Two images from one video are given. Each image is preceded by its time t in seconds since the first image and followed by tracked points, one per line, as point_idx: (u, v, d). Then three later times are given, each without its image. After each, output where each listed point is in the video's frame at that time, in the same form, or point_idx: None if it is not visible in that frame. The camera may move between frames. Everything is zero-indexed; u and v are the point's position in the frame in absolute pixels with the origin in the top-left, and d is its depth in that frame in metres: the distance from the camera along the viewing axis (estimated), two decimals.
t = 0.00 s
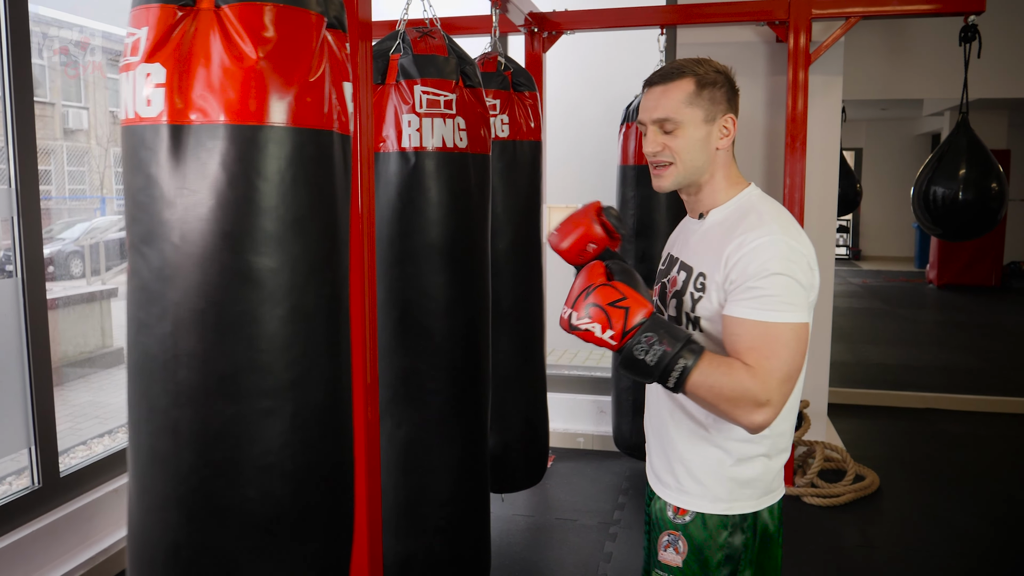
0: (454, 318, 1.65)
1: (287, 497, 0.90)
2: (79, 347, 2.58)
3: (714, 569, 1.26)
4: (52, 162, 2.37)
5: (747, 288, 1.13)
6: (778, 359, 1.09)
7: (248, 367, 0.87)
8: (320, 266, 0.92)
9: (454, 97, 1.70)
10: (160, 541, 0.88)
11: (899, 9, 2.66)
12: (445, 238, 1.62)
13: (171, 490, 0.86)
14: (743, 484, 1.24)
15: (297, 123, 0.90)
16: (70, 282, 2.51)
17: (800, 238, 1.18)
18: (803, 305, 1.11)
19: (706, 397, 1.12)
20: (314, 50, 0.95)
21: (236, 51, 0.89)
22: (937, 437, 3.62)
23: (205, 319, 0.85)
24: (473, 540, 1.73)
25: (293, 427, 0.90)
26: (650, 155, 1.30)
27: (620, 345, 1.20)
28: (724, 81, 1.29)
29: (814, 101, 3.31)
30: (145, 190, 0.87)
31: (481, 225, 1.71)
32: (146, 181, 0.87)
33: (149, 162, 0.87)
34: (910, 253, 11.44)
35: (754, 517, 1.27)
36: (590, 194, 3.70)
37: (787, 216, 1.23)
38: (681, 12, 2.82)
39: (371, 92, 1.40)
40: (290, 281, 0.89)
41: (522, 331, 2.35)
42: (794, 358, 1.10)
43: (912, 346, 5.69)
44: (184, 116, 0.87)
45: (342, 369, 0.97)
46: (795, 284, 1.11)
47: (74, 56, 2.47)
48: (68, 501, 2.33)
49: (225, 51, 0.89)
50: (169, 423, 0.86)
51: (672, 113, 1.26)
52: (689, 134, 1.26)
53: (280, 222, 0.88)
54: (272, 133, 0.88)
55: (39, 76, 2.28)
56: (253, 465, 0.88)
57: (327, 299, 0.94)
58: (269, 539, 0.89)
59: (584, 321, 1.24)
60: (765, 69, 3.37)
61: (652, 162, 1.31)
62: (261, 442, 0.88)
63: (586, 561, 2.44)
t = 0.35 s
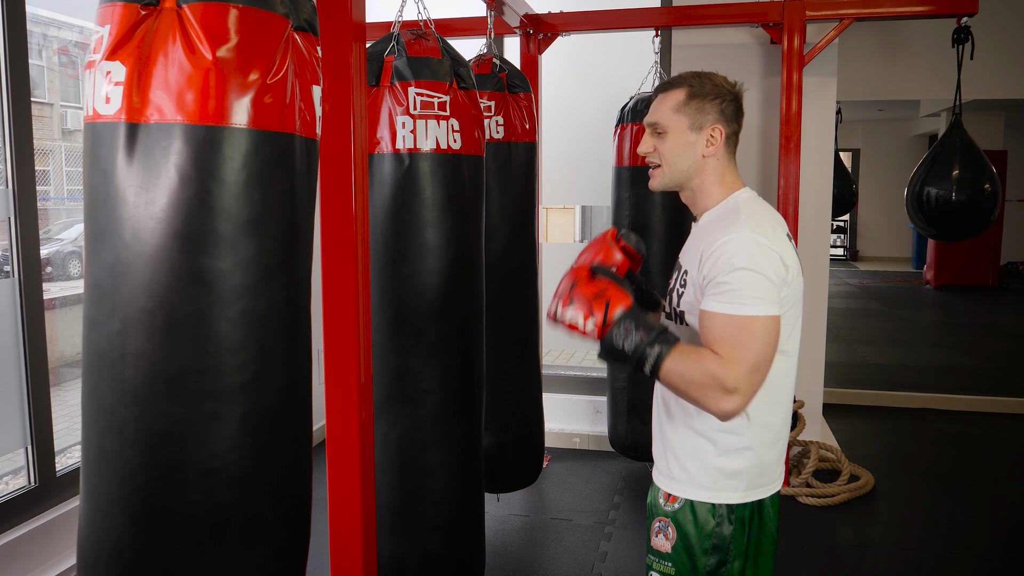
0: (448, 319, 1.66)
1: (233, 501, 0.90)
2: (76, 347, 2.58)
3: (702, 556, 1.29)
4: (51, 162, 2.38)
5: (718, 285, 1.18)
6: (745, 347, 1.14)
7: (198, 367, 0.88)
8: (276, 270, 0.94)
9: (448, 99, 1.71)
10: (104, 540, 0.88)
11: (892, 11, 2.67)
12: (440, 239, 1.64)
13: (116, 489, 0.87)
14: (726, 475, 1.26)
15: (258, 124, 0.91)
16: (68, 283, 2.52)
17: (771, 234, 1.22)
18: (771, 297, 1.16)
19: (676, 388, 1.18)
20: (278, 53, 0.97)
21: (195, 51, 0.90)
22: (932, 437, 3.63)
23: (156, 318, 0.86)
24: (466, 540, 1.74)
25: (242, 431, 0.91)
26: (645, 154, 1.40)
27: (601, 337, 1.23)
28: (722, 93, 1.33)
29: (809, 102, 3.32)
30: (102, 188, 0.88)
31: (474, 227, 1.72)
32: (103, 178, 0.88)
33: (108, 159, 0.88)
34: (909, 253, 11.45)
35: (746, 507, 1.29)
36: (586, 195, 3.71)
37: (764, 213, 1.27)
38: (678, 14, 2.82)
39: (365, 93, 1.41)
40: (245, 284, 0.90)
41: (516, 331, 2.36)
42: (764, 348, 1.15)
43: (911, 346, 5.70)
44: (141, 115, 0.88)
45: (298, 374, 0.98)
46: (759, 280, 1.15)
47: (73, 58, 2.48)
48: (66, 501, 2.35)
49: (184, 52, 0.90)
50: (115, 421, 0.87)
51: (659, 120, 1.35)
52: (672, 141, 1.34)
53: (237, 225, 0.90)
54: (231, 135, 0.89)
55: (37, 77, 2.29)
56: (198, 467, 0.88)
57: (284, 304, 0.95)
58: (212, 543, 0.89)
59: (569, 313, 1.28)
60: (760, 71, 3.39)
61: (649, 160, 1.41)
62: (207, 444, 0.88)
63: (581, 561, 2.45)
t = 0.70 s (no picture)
0: (447, 320, 1.66)
1: (231, 502, 0.90)
2: (77, 348, 2.59)
3: (699, 550, 1.30)
4: (52, 164, 2.39)
5: (733, 270, 1.23)
6: (744, 332, 1.19)
7: (200, 368, 0.88)
8: (279, 272, 0.94)
9: (449, 101, 1.72)
10: (106, 537, 0.89)
11: (892, 15, 2.67)
12: (439, 241, 1.64)
13: (117, 487, 0.88)
14: (726, 465, 1.27)
15: (261, 126, 0.92)
16: (69, 284, 2.52)
17: (796, 240, 1.28)
18: (780, 292, 1.21)
19: (665, 356, 1.22)
20: (281, 54, 0.97)
21: (198, 53, 0.91)
22: (931, 440, 3.63)
23: (158, 318, 0.86)
24: (465, 541, 1.74)
25: (244, 432, 0.91)
26: (660, 164, 1.45)
27: (610, 292, 1.26)
28: (730, 102, 1.37)
29: (809, 105, 3.33)
30: (108, 188, 0.89)
31: (474, 228, 1.72)
32: (109, 179, 0.89)
33: (113, 159, 0.89)
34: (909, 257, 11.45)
35: (745, 500, 1.29)
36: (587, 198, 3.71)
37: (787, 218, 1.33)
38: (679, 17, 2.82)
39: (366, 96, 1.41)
40: (249, 285, 0.91)
41: (515, 333, 2.37)
42: (758, 339, 1.20)
43: (911, 350, 5.70)
44: (145, 117, 0.88)
45: (302, 376, 0.98)
46: (772, 275, 1.21)
47: (75, 60, 2.49)
48: (65, 502, 2.35)
49: (187, 54, 0.90)
50: (117, 421, 0.87)
51: (672, 131, 1.40)
52: (685, 150, 1.39)
53: (241, 226, 0.90)
54: (235, 137, 0.90)
55: (38, 78, 2.29)
56: (198, 466, 0.88)
57: (288, 305, 0.95)
58: (209, 544, 0.89)
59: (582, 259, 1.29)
60: (760, 74, 3.40)
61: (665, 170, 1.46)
62: (208, 444, 0.88)
63: (580, 563, 2.46)
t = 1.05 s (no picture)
0: (446, 323, 1.66)
1: (267, 502, 0.92)
2: (76, 351, 2.59)
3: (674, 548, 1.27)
4: (52, 166, 2.39)
5: (739, 276, 1.20)
6: (775, 332, 1.15)
7: (227, 371, 0.90)
8: (303, 273, 0.95)
9: (450, 106, 1.72)
10: (150, 539, 0.92)
11: (893, 20, 2.68)
12: (440, 244, 1.64)
13: (155, 490, 0.91)
14: (710, 466, 1.26)
15: (278, 129, 0.93)
16: (68, 286, 2.52)
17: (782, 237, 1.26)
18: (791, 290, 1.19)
19: (710, 375, 1.14)
20: (292, 55, 0.98)
21: (209, 62, 0.92)
22: (931, 445, 3.64)
23: (183, 324, 0.88)
24: (466, 545, 1.74)
25: (274, 432, 0.93)
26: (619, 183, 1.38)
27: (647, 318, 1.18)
28: (681, 116, 1.35)
29: (809, 110, 3.33)
30: (133, 199, 0.91)
31: (475, 231, 1.73)
32: (133, 190, 0.91)
33: (135, 170, 0.92)
34: (909, 262, 11.45)
35: (722, 500, 1.28)
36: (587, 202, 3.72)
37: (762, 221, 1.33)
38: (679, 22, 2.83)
39: (367, 100, 1.42)
40: (273, 287, 0.92)
41: (516, 337, 2.37)
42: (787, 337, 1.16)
43: (909, 354, 5.70)
44: (161, 127, 0.91)
45: (334, 377, 1.00)
46: (778, 275, 1.18)
47: (75, 64, 2.50)
48: (65, 505, 2.35)
49: (199, 63, 0.93)
50: (153, 424, 0.90)
51: (627, 148, 1.35)
52: (645, 165, 1.33)
53: (261, 230, 0.91)
54: (251, 141, 0.91)
55: (40, 80, 2.30)
56: (232, 468, 0.90)
57: (314, 306, 0.96)
58: (246, 543, 0.91)
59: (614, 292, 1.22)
60: (760, 79, 3.40)
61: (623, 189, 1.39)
62: (241, 446, 0.90)
63: (581, 567, 2.46)
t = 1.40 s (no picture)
0: (449, 320, 1.67)
1: (294, 490, 0.93)
2: (80, 349, 2.63)
3: (636, 552, 1.28)
4: (56, 165, 2.40)
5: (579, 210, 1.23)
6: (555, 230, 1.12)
7: (245, 364, 0.90)
8: (314, 265, 0.95)
9: (453, 105, 1.72)
10: (180, 529, 0.94)
11: (897, 20, 2.68)
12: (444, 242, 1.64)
13: (183, 482, 0.93)
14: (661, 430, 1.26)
15: (283, 124, 0.93)
16: (71, 284, 2.53)
17: (670, 196, 1.27)
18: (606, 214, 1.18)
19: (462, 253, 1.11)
20: (294, 47, 0.97)
21: (212, 60, 0.92)
22: (933, 445, 3.64)
23: (198, 320, 0.90)
24: (468, 543, 1.75)
25: (296, 422, 0.93)
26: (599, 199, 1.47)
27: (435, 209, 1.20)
28: (631, 120, 1.38)
29: (811, 109, 3.33)
30: (147, 201, 0.93)
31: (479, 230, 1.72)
32: (146, 192, 0.93)
33: (146, 172, 0.94)
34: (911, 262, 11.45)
35: (678, 503, 1.27)
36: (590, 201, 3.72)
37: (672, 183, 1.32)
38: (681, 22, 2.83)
39: (371, 99, 1.43)
40: (286, 280, 0.93)
41: (519, 335, 2.38)
42: (576, 243, 1.13)
43: (910, 354, 5.70)
44: (167, 129, 0.92)
45: (351, 367, 1.00)
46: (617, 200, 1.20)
47: (78, 63, 2.50)
48: (70, 502, 2.35)
49: (201, 62, 0.93)
50: (177, 420, 0.93)
51: (590, 163, 1.45)
52: (602, 177, 1.42)
53: (271, 225, 0.92)
54: (257, 137, 0.91)
55: (44, 79, 2.31)
56: (256, 459, 0.91)
57: (330, 295, 0.97)
58: (276, 532, 0.93)
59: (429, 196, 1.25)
60: (763, 78, 3.40)
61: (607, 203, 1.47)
62: (264, 437, 0.91)
63: (583, 565, 2.46)
